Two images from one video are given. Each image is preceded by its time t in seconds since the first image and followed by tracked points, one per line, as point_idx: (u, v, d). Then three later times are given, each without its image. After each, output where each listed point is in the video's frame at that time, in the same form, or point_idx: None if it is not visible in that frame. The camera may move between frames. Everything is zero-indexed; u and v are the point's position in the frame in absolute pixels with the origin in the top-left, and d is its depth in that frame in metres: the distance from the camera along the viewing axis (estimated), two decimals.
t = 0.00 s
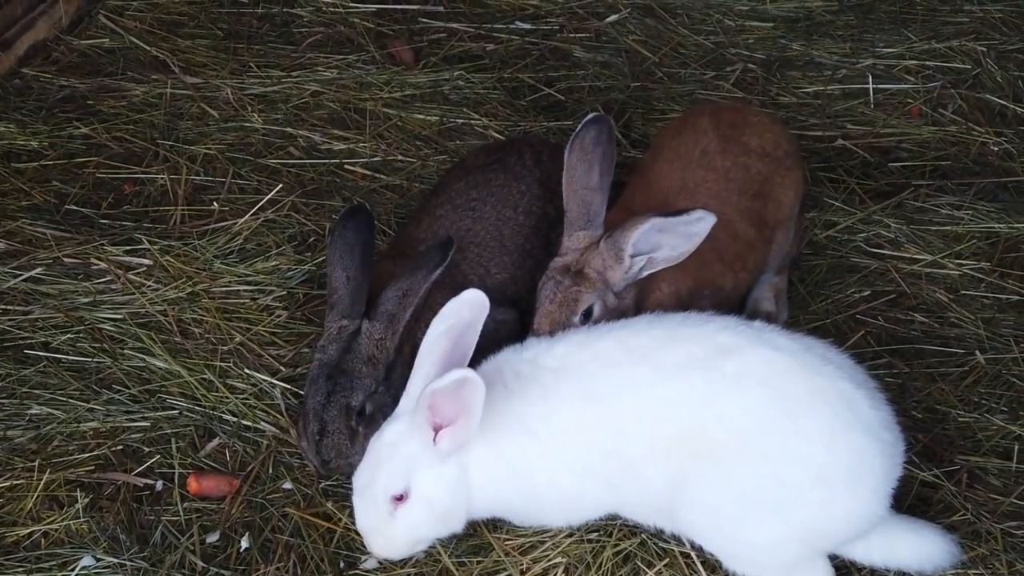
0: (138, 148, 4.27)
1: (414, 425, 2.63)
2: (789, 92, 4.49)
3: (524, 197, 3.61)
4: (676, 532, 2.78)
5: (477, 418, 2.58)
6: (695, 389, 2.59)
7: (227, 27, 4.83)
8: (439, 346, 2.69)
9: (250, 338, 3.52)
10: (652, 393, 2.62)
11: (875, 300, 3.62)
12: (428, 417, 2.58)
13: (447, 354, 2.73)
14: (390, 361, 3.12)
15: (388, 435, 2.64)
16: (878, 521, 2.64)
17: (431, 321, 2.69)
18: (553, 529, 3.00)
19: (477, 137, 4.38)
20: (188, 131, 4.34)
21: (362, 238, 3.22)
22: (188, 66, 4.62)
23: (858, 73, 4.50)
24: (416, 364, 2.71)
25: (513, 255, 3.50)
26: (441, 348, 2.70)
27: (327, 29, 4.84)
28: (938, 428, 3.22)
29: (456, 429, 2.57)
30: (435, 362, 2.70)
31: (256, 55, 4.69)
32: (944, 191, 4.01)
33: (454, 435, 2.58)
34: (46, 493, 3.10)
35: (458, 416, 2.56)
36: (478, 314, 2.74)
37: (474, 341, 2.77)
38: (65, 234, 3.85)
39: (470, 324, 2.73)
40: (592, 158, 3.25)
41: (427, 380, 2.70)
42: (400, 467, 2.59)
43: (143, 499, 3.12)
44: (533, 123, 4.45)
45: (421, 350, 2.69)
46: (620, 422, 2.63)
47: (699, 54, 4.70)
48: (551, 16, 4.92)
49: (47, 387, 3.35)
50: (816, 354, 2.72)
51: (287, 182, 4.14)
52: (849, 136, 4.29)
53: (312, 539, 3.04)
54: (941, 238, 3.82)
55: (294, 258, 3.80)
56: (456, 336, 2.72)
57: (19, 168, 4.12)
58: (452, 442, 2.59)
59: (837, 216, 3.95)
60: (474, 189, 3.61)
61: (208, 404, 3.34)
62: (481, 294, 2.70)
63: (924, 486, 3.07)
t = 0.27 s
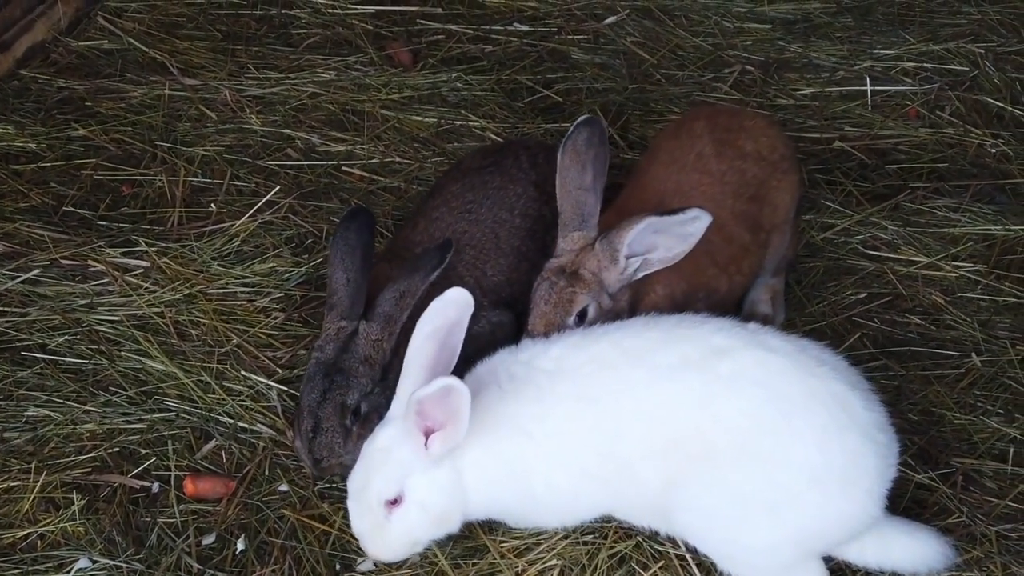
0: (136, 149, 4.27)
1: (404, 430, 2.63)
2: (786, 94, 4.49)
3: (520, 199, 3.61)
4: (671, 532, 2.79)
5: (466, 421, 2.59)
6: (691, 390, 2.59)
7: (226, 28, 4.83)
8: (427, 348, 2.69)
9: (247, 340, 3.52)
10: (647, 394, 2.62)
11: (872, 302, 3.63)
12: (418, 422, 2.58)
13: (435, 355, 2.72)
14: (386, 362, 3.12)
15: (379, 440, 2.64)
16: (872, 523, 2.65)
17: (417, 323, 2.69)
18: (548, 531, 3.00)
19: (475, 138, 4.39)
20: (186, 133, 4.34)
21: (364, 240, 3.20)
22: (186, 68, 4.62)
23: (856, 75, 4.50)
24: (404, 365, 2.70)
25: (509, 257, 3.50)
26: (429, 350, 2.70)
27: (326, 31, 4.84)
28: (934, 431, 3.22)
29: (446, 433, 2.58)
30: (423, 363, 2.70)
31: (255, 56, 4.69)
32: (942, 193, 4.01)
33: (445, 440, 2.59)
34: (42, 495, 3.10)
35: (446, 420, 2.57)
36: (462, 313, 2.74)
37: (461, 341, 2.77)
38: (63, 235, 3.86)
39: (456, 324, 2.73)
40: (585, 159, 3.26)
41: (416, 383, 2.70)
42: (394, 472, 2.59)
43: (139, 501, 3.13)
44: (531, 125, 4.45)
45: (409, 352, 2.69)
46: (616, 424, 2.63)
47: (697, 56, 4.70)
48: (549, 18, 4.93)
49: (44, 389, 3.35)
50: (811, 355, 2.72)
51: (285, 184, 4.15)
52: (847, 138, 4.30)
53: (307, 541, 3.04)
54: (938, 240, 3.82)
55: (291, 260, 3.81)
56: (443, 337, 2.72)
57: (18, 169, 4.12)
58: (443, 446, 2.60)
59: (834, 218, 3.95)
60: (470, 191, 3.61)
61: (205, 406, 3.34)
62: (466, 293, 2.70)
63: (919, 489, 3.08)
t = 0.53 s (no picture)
0: (133, 152, 4.27)
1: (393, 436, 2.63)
2: (783, 96, 4.49)
3: (515, 203, 3.62)
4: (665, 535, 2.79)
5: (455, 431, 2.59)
6: (685, 392, 2.60)
7: (224, 31, 4.84)
8: (418, 355, 2.69)
9: (242, 343, 3.53)
10: (642, 396, 2.62)
11: (867, 305, 3.63)
12: (406, 431, 2.58)
13: (425, 363, 2.73)
14: (381, 364, 3.12)
15: (370, 442, 2.65)
16: (866, 527, 2.65)
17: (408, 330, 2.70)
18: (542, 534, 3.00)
19: (471, 141, 4.39)
20: (183, 135, 4.35)
21: (359, 243, 3.21)
22: (183, 70, 4.63)
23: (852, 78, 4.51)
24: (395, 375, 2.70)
25: (504, 261, 3.51)
26: (420, 357, 2.70)
27: (323, 33, 4.85)
28: (928, 434, 3.23)
29: (434, 442, 2.57)
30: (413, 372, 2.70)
31: (252, 59, 4.69)
32: (937, 196, 4.01)
33: (433, 449, 2.58)
34: (37, 498, 3.11)
35: (435, 430, 2.56)
36: (453, 321, 2.74)
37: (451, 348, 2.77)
38: (60, 238, 3.86)
39: (446, 331, 2.74)
40: (580, 163, 3.28)
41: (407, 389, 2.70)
42: (378, 475, 2.59)
43: (134, 504, 3.13)
44: (527, 127, 4.46)
45: (398, 361, 2.68)
46: (610, 425, 2.63)
47: (694, 59, 4.70)
48: (546, 20, 4.93)
49: (40, 392, 3.36)
50: (807, 359, 2.73)
51: (281, 187, 4.15)
52: (843, 141, 4.30)
53: (302, 545, 3.05)
54: (933, 243, 3.83)
55: (287, 263, 3.81)
56: (434, 344, 2.72)
57: (15, 172, 4.13)
58: (431, 455, 2.59)
59: (829, 221, 3.95)
60: (465, 195, 3.61)
61: (200, 409, 3.35)
62: (455, 300, 2.71)
63: (913, 492, 3.08)
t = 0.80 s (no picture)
0: (130, 155, 4.28)
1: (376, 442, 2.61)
2: (779, 100, 4.50)
3: (510, 207, 3.63)
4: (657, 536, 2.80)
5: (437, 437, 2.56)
6: (679, 395, 2.59)
7: (221, 33, 4.84)
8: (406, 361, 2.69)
9: (238, 347, 3.53)
10: (636, 399, 2.61)
11: (862, 309, 3.64)
12: (389, 437, 2.56)
13: (414, 370, 2.73)
14: (376, 369, 3.13)
15: (354, 446, 2.63)
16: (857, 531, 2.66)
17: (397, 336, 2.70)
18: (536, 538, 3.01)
19: (468, 144, 4.40)
20: (180, 138, 4.35)
21: (352, 247, 3.21)
22: (181, 73, 4.63)
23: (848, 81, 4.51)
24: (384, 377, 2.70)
25: (499, 265, 3.52)
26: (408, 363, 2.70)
27: (321, 36, 4.84)
28: (922, 438, 3.24)
29: (416, 447, 2.54)
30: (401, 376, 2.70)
31: (250, 62, 4.70)
32: (933, 199, 4.02)
33: (416, 455, 2.56)
34: (32, 502, 3.12)
35: (417, 436, 2.54)
36: (444, 329, 2.74)
37: (442, 357, 2.77)
38: (56, 241, 3.87)
39: (437, 339, 2.74)
40: (570, 175, 3.26)
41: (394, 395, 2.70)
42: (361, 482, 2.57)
43: (129, 508, 3.14)
44: (524, 130, 4.47)
45: (387, 366, 2.69)
46: (603, 428, 2.62)
47: (691, 62, 4.70)
48: (544, 23, 4.92)
49: (36, 396, 3.36)
50: (800, 363, 2.73)
51: (278, 190, 4.16)
52: (839, 144, 4.31)
53: (297, 548, 3.05)
54: (929, 246, 3.83)
55: (283, 267, 3.82)
56: (423, 350, 2.72)
57: (12, 175, 4.14)
58: (413, 460, 2.57)
59: (825, 225, 3.96)
60: (460, 199, 3.61)
61: (195, 412, 3.35)
62: (447, 307, 2.71)
63: (907, 496, 3.10)
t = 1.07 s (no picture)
0: (127, 158, 4.28)
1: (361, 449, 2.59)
2: (776, 103, 4.50)
3: (505, 211, 3.63)
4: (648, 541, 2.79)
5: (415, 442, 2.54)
6: (670, 401, 2.58)
7: (219, 36, 4.83)
8: (387, 368, 2.69)
9: (234, 350, 3.53)
10: (625, 405, 2.60)
11: (858, 313, 3.65)
12: (370, 443, 2.55)
13: (395, 376, 2.72)
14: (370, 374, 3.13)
15: (338, 454, 2.61)
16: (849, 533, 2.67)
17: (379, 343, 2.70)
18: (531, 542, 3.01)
19: (465, 147, 4.40)
20: (177, 142, 4.35)
21: (347, 253, 3.24)
22: (178, 76, 4.63)
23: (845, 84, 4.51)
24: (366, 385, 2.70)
25: (494, 270, 3.54)
26: (390, 371, 2.70)
27: (318, 39, 4.84)
28: (917, 443, 3.26)
29: (398, 453, 2.53)
30: (382, 384, 2.69)
31: (247, 64, 4.69)
32: (930, 203, 4.02)
33: (398, 460, 2.54)
34: (27, 506, 3.12)
35: (395, 441, 2.53)
36: (425, 333, 2.73)
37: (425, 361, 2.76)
38: (52, 244, 3.87)
39: (417, 344, 2.73)
40: (548, 205, 3.28)
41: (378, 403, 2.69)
42: (349, 488, 2.56)
43: (123, 512, 3.15)
44: (521, 134, 4.47)
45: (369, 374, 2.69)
46: (593, 434, 2.60)
47: (688, 65, 4.70)
48: (541, 25, 4.92)
49: (31, 399, 3.37)
50: (789, 366, 2.74)
51: (275, 193, 4.16)
52: (836, 148, 4.31)
53: (291, 552, 3.06)
54: (925, 250, 3.84)
55: (279, 270, 3.82)
56: (403, 357, 2.72)
57: (9, 178, 4.14)
58: (397, 466, 2.55)
59: (821, 228, 3.96)
60: (456, 204, 3.62)
61: (191, 416, 3.36)
62: (425, 311, 2.70)
63: (902, 500, 3.12)
